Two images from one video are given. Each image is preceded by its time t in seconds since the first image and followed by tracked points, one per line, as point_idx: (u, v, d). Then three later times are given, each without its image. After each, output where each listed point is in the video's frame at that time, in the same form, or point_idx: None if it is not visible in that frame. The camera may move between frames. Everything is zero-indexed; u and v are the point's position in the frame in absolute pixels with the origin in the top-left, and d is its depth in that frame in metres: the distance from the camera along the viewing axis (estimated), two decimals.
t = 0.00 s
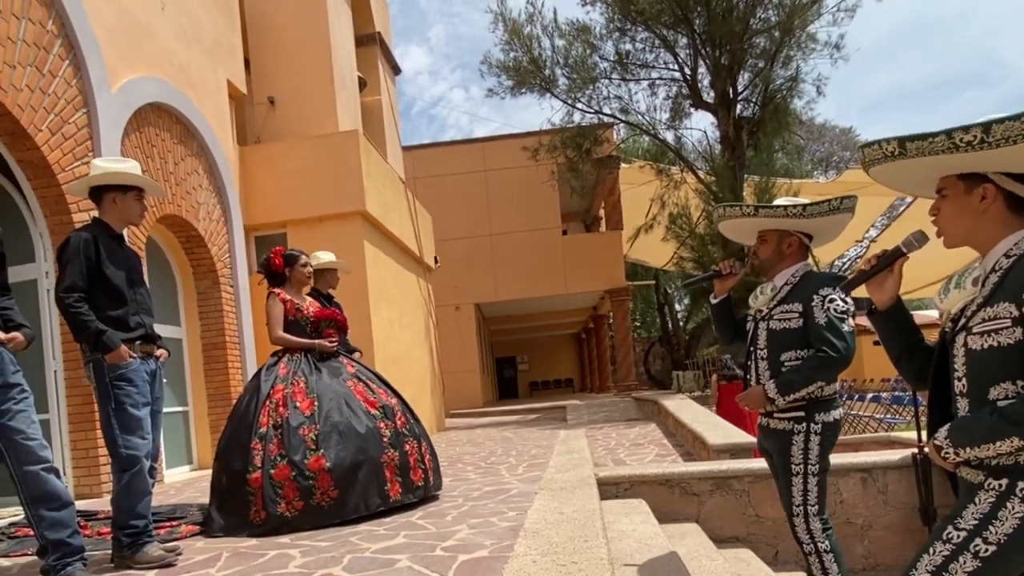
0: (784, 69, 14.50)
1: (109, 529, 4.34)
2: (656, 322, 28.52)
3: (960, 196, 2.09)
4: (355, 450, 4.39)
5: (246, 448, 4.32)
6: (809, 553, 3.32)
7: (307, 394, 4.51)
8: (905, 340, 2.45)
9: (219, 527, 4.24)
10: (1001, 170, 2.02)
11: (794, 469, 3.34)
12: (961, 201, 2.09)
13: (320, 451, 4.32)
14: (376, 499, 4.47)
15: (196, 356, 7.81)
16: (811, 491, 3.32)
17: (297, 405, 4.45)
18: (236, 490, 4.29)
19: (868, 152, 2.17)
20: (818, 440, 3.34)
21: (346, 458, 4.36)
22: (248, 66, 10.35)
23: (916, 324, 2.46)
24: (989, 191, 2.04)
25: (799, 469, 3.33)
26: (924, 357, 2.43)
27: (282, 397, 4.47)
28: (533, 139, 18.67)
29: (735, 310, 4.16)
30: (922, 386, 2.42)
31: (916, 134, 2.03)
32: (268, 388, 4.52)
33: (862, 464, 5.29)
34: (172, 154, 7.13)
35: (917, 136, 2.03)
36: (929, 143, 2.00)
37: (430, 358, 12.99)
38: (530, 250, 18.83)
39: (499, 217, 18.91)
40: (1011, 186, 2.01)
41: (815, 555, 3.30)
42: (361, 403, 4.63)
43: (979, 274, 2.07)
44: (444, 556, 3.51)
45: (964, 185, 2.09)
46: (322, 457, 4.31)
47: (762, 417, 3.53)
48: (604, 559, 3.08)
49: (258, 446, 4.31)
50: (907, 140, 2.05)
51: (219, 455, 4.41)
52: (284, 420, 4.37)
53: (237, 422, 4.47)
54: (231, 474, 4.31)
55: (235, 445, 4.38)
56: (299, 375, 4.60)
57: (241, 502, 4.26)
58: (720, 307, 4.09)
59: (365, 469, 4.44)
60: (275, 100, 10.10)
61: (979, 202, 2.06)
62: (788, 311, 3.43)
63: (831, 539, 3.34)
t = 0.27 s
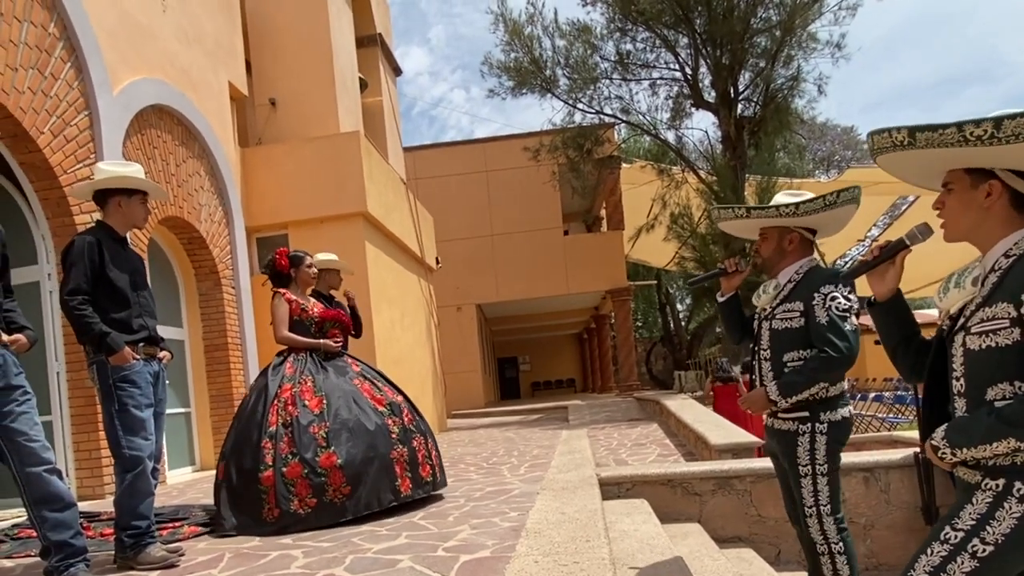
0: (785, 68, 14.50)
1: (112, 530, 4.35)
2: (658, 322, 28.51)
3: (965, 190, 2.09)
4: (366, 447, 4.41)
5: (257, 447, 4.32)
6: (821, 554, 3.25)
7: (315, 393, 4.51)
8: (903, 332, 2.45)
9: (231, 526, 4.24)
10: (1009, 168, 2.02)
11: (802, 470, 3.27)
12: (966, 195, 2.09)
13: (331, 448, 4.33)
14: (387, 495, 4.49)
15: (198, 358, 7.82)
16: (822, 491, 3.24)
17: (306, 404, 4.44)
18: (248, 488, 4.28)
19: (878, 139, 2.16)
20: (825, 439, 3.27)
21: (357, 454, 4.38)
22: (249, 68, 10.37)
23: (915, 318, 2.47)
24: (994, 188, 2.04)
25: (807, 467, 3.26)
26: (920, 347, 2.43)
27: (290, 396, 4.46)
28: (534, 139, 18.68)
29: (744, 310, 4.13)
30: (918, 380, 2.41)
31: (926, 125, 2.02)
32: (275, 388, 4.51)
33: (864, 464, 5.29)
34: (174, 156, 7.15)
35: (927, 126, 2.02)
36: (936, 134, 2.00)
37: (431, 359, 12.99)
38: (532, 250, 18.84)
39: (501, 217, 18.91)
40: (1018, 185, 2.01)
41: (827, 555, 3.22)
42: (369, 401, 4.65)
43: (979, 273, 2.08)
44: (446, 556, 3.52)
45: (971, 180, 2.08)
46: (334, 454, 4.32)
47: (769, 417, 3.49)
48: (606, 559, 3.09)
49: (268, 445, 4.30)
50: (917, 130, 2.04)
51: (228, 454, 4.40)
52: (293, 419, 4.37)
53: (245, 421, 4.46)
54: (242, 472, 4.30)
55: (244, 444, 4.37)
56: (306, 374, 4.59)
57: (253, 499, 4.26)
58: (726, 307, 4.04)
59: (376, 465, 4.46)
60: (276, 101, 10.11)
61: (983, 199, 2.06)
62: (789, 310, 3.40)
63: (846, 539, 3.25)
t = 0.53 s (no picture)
0: (784, 68, 14.51)
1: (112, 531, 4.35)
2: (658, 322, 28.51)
3: (964, 189, 2.09)
4: (369, 448, 4.42)
5: (260, 447, 4.31)
6: (825, 555, 3.25)
7: (318, 394, 4.50)
8: (901, 328, 2.46)
9: (234, 525, 4.24)
10: (1006, 168, 2.02)
11: (805, 472, 3.27)
12: (965, 194, 2.09)
13: (335, 449, 4.33)
14: (389, 495, 4.51)
15: (198, 359, 7.82)
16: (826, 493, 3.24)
17: (309, 405, 4.44)
18: (251, 488, 4.28)
19: (877, 136, 2.16)
20: (826, 442, 3.27)
21: (360, 455, 4.39)
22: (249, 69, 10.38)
23: (914, 313, 2.47)
24: (993, 187, 2.04)
25: (810, 469, 3.27)
26: (918, 344, 2.43)
27: (293, 396, 4.45)
28: (534, 139, 18.68)
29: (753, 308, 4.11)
30: (912, 376, 2.41)
31: (923, 123, 2.03)
32: (278, 389, 4.49)
33: (864, 463, 5.29)
34: (173, 157, 7.15)
35: (924, 125, 2.03)
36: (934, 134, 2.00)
37: (431, 360, 12.99)
38: (531, 250, 18.84)
39: (501, 217, 18.91)
40: (1016, 184, 2.01)
41: (831, 556, 3.23)
42: (371, 402, 4.65)
43: (976, 273, 2.08)
44: (445, 556, 3.52)
45: (969, 178, 2.08)
46: (338, 455, 4.33)
47: (772, 419, 3.49)
48: (604, 559, 3.09)
49: (272, 445, 4.29)
50: (913, 129, 2.05)
51: (231, 454, 4.39)
52: (297, 419, 4.36)
53: (247, 421, 4.44)
54: (246, 472, 4.30)
55: (248, 444, 4.36)
56: (308, 375, 4.58)
57: (257, 499, 4.26)
58: (730, 307, 4.01)
59: (378, 466, 4.48)
60: (276, 102, 10.12)
61: (982, 198, 2.06)
62: (787, 312, 3.40)
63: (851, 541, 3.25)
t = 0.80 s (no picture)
0: (782, 68, 14.54)
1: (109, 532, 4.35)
2: (656, 321, 28.52)
3: (956, 191, 2.10)
4: (367, 448, 4.43)
5: (259, 446, 4.31)
6: (821, 556, 3.26)
7: (316, 393, 4.50)
8: (898, 328, 2.46)
9: (232, 525, 4.24)
10: (999, 170, 2.02)
11: (800, 474, 3.28)
12: (957, 195, 2.10)
13: (333, 448, 4.34)
14: (386, 496, 4.52)
15: (196, 359, 7.81)
16: (822, 495, 3.24)
17: (307, 404, 4.44)
18: (250, 487, 4.29)
19: (869, 138, 2.16)
20: (821, 444, 3.27)
21: (358, 455, 4.39)
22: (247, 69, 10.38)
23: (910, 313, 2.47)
24: (985, 189, 2.05)
25: (806, 470, 3.27)
26: (914, 344, 2.43)
27: (291, 396, 4.45)
28: (532, 139, 18.69)
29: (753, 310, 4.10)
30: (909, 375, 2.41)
31: (913, 126, 2.03)
32: (276, 389, 4.50)
33: (861, 463, 5.30)
34: (171, 158, 7.15)
35: (914, 127, 2.03)
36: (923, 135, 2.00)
37: (429, 360, 12.99)
38: (530, 250, 18.85)
39: (499, 217, 18.91)
40: (1009, 186, 2.02)
41: (827, 557, 3.23)
42: (369, 402, 4.66)
43: (969, 275, 2.10)
44: (441, 557, 3.52)
45: (962, 180, 2.09)
46: (336, 455, 4.33)
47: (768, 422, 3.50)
48: (600, 560, 3.09)
49: (270, 445, 4.30)
50: (904, 131, 2.05)
51: (229, 453, 4.39)
52: (295, 419, 4.36)
53: (245, 422, 4.45)
54: (244, 472, 4.30)
55: (246, 444, 4.36)
56: (306, 375, 4.59)
57: (255, 499, 4.26)
58: (728, 307, 4.00)
59: (375, 467, 4.48)
60: (274, 102, 10.12)
61: (974, 199, 2.07)
62: (780, 315, 3.41)
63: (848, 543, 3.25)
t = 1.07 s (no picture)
0: (778, 69, 14.57)
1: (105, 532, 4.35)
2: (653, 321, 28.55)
3: (945, 195, 2.11)
4: (365, 447, 4.43)
5: (257, 446, 4.32)
6: (815, 556, 3.27)
7: (313, 393, 4.51)
8: (892, 330, 2.46)
9: (231, 525, 4.24)
10: (987, 173, 2.04)
11: (793, 475, 3.29)
12: (946, 199, 2.11)
13: (331, 447, 4.34)
14: (386, 494, 4.52)
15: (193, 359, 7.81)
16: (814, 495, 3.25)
17: (304, 404, 4.45)
18: (248, 487, 4.29)
19: (857, 144, 2.16)
20: (813, 445, 3.29)
21: (357, 454, 4.39)
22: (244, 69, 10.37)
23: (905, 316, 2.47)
24: (973, 192, 2.07)
25: (798, 472, 3.29)
26: (906, 346, 2.44)
27: (289, 396, 4.46)
28: (529, 139, 18.70)
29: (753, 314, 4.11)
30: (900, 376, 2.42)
31: (899, 131, 2.03)
32: (273, 388, 4.51)
33: (855, 463, 5.31)
34: (167, 157, 7.15)
35: (900, 132, 2.03)
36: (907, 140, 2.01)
37: (426, 360, 12.99)
38: (526, 250, 18.86)
39: (496, 217, 18.92)
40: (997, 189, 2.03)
41: (820, 557, 3.24)
42: (366, 401, 4.66)
43: (959, 277, 2.11)
44: (436, 557, 3.53)
45: (951, 183, 2.10)
46: (334, 453, 4.34)
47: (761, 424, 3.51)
48: (595, 560, 3.09)
49: (268, 444, 4.30)
50: (890, 137, 2.05)
51: (227, 454, 4.40)
52: (292, 418, 4.37)
53: (242, 422, 4.45)
54: (242, 472, 4.31)
55: (244, 443, 4.37)
56: (303, 374, 4.59)
57: (254, 498, 4.27)
58: (725, 309, 4.00)
59: (374, 465, 4.49)
60: (270, 102, 10.11)
61: (963, 203, 2.09)
62: (771, 317, 3.41)
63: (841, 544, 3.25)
